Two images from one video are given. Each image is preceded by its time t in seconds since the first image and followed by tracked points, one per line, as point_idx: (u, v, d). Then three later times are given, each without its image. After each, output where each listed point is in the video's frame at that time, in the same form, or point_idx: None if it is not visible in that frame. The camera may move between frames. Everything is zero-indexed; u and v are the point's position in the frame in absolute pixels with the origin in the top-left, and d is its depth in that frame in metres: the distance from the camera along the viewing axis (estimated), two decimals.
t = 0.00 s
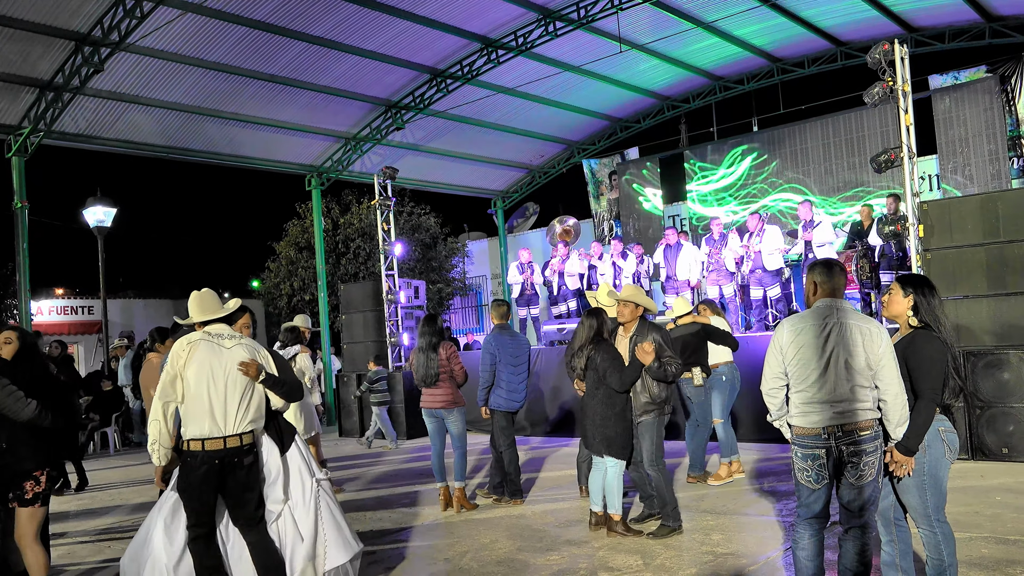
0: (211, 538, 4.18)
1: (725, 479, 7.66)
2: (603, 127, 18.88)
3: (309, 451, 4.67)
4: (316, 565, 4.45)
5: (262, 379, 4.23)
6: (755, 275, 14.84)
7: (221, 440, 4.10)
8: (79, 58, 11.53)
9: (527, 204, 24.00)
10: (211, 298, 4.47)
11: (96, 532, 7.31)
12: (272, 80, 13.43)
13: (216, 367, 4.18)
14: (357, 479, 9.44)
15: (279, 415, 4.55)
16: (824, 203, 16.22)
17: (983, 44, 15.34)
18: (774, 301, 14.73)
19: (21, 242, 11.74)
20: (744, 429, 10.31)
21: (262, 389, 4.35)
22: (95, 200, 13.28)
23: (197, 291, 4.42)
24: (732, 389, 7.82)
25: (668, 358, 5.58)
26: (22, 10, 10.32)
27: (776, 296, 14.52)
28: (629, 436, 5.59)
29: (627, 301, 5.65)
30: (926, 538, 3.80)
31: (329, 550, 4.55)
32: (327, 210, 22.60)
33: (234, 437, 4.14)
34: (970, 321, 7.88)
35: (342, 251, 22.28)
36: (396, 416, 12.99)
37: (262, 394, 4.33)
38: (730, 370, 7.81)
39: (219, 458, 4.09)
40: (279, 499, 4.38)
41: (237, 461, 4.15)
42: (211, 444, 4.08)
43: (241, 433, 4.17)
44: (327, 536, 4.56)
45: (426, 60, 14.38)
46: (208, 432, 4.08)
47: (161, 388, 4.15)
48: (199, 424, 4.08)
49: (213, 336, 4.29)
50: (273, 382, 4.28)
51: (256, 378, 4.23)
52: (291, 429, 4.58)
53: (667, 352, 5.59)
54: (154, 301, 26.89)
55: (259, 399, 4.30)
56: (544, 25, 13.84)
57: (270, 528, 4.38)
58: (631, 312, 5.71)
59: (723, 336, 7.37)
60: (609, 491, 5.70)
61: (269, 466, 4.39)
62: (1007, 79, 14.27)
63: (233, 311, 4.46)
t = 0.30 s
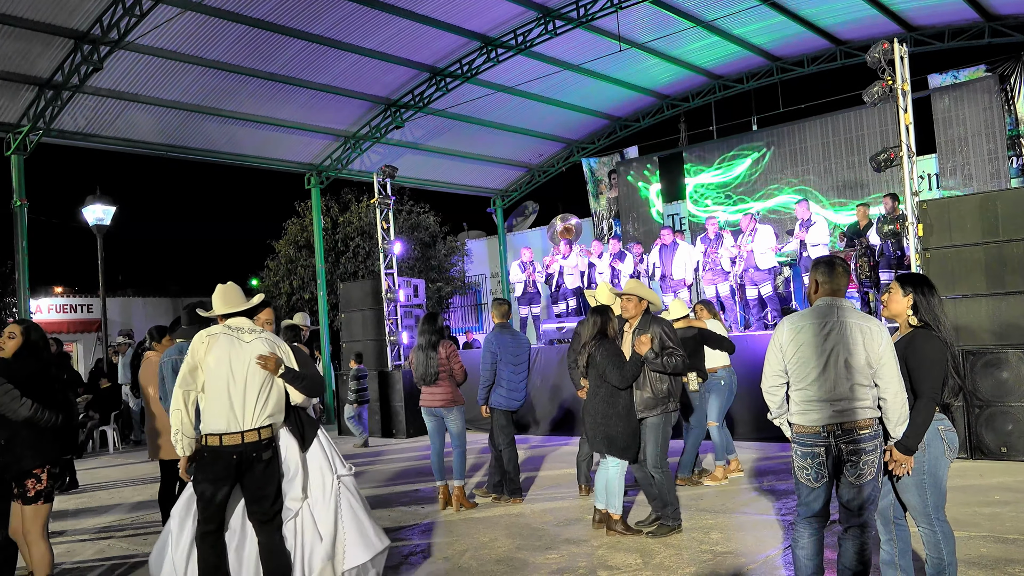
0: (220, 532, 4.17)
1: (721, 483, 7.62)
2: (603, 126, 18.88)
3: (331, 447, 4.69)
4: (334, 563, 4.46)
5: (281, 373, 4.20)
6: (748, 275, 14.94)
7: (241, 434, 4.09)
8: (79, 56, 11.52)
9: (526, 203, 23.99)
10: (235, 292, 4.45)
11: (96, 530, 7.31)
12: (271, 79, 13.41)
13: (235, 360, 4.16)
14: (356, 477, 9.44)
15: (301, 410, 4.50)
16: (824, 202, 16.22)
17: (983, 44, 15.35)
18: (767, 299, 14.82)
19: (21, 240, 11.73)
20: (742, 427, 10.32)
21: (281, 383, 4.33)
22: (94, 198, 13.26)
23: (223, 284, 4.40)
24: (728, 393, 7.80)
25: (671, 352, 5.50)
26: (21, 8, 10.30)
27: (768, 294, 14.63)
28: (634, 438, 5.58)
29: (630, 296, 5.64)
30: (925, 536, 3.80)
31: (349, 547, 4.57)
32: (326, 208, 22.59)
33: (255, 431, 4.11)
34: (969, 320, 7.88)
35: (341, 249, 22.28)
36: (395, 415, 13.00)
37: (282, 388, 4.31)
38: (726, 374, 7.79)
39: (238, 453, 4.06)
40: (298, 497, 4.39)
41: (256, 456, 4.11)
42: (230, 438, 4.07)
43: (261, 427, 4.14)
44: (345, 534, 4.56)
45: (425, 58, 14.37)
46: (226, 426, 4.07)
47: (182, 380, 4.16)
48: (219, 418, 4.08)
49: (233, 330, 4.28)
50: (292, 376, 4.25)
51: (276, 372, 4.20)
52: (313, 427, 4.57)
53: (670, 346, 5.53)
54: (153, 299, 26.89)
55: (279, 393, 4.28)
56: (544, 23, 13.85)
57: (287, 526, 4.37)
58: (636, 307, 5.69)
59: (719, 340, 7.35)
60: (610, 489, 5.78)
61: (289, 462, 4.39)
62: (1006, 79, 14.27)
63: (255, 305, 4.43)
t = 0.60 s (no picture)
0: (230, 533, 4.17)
1: (719, 482, 7.63)
2: (603, 126, 18.88)
3: (338, 441, 4.65)
4: (349, 558, 4.44)
5: (289, 368, 4.21)
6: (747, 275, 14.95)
7: (250, 427, 4.10)
8: (79, 53, 11.52)
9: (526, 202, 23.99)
10: (246, 287, 4.50)
11: (95, 528, 7.31)
12: (272, 77, 13.41)
13: (246, 353, 4.16)
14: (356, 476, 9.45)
15: (308, 406, 4.51)
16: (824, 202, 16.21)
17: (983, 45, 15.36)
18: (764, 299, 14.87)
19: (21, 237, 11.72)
20: (742, 427, 10.32)
21: (290, 379, 4.32)
22: (95, 195, 13.25)
23: (234, 278, 4.47)
24: (725, 392, 7.83)
25: (664, 349, 5.47)
26: (22, 5, 10.30)
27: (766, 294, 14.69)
28: (635, 438, 5.59)
29: (625, 296, 5.65)
30: (926, 537, 3.81)
31: (363, 540, 4.53)
32: (327, 206, 22.60)
33: (262, 425, 4.13)
34: (969, 321, 7.88)
35: (341, 247, 22.29)
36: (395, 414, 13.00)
37: (291, 384, 4.31)
38: (722, 374, 7.84)
39: (245, 447, 4.08)
40: (305, 493, 4.36)
41: (262, 451, 4.13)
42: (237, 431, 4.08)
43: (269, 421, 4.15)
44: (357, 528, 4.53)
45: (426, 57, 14.37)
46: (234, 419, 4.07)
47: (191, 372, 4.11)
48: (226, 410, 4.07)
49: (243, 322, 4.28)
50: (300, 371, 4.26)
51: (284, 367, 4.20)
52: (320, 423, 4.56)
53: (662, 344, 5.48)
54: (152, 296, 26.89)
55: (287, 389, 4.28)
56: (544, 23, 13.87)
57: (291, 523, 4.35)
58: (632, 306, 5.68)
59: (716, 341, 7.37)
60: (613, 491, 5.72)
61: (295, 458, 4.36)
62: (1007, 80, 14.27)
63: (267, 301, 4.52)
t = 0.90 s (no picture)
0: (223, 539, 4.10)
1: (719, 480, 7.62)
2: (603, 125, 18.87)
3: (337, 445, 4.62)
4: (354, 562, 4.44)
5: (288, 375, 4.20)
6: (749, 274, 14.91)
7: (253, 436, 4.08)
8: (80, 53, 11.52)
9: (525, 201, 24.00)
10: (238, 290, 4.45)
11: (96, 527, 7.32)
12: (272, 76, 13.41)
13: (242, 360, 4.14)
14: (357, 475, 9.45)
15: (305, 412, 4.51)
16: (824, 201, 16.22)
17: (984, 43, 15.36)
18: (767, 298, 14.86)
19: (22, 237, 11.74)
20: (741, 426, 10.32)
21: (288, 385, 4.31)
22: (95, 195, 13.25)
23: (224, 282, 4.39)
24: (724, 391, 7.83)
25: (646, 350, 5.49)
26: (22, 5, 10.30)
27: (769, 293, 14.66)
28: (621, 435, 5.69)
29: (611, 294, 5.70)
30: (926, 536, 3.81)
31: (365, 543, 4.52)
32: (327, 206, 22.60)
33: (265, 433, 4.11)
34: (968, 319, 7.89)
35: (341, 247, 22.29)
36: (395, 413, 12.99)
37: (290, 390, 4.30)
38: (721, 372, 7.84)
39: (250, 456, 4.06)
40: (306, 498, 4.36)
41: (268, 458, 4.12)
42: (241, 441, 4.05)
43: (271, 429, 4.14)
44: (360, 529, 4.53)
45: (426, 56, 14.37)
46: (237, 428, 4.04)
47: (187, 379, 4.13)
48: (228, 420, 4.04)
49: (238, 329, 4.26)
50: (297, 377, 4.25)
51: (282, 373, 4.20)
52: (319, 427, 4.54)
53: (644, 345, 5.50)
54: (153, 296, 26.89)
55: (286, 395, 4.27)
56: (544, 22, 13.87)
57: (291, 529, 4.33)
58: (620, 305, 5.71)
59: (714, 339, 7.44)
60: (606, 488, 5.82)
61: (297, 460, 4.36)
62: (1007, 78, 14.26)
63: (258, 303, 4.44)
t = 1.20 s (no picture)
0: (218, 550, 4.01)
1: (722, 479, 7.60)
2: (603, 124, 18.86)
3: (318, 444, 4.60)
4: (349, 559, 4.45)
5: (272, 371, 4.19)
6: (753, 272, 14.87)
7: (240, 432, 4.04)
8: (79, 54, 11.52)
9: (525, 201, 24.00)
10: (212, 285, 4.38)
11: (96, 528, 7.32)
12: (272, 77, 13.41)
13: (226, 356, 4.11)
14: (358, 476, 9.45)
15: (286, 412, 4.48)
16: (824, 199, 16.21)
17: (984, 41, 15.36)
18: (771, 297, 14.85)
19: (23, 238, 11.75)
20: (742, 426, 10.31)
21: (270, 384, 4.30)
22: (95, 196, 13.25)
23: (198, 277, 4.32)
24: (724, 391, 7.84)
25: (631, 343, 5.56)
26: (22, 6, 10.29)
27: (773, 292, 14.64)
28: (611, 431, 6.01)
29: (598, 296, 5.76)
30: (927, 534, 3.80)
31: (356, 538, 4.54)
32: (327, 206, 22.60)
33: (252, 430, 4.08)
34: (969, 318, 7.88)
35: (342, 247, 22.29)
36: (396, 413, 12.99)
37: (273, 388, 4.28)
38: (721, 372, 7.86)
39: (237, 453, 4.02)
40: (296, 498, 4.30)
41: (254, 456, 4.09)
42: (228, 437, 4.01)
43: (257, 426, 4.11)
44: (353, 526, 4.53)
45: (425, 56, 14.37)
46: (224, 424, 4.00)
47: (169, 377, 4.05)
48: (215, 416, 3.99)
49: (220, 324, 4.23)
50: (282, 373, 4.19)
51: (266, 369, 4.18)
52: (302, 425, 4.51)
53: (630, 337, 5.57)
54: (154, 297, 26.90)
55: (270, 393, 4.25)
56: (544, 22, 13.87)
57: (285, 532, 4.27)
58: (607, 304, 5.77)
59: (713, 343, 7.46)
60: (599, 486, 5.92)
61: (279, 460, 4.33)
62: (1007, 76, 14.25)
63: (234, 300, 4.39)
